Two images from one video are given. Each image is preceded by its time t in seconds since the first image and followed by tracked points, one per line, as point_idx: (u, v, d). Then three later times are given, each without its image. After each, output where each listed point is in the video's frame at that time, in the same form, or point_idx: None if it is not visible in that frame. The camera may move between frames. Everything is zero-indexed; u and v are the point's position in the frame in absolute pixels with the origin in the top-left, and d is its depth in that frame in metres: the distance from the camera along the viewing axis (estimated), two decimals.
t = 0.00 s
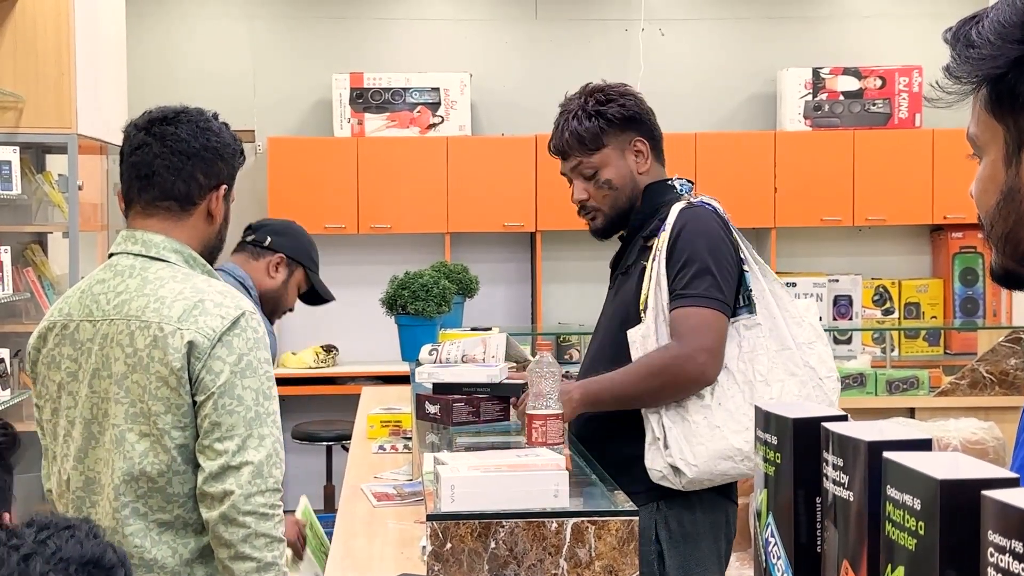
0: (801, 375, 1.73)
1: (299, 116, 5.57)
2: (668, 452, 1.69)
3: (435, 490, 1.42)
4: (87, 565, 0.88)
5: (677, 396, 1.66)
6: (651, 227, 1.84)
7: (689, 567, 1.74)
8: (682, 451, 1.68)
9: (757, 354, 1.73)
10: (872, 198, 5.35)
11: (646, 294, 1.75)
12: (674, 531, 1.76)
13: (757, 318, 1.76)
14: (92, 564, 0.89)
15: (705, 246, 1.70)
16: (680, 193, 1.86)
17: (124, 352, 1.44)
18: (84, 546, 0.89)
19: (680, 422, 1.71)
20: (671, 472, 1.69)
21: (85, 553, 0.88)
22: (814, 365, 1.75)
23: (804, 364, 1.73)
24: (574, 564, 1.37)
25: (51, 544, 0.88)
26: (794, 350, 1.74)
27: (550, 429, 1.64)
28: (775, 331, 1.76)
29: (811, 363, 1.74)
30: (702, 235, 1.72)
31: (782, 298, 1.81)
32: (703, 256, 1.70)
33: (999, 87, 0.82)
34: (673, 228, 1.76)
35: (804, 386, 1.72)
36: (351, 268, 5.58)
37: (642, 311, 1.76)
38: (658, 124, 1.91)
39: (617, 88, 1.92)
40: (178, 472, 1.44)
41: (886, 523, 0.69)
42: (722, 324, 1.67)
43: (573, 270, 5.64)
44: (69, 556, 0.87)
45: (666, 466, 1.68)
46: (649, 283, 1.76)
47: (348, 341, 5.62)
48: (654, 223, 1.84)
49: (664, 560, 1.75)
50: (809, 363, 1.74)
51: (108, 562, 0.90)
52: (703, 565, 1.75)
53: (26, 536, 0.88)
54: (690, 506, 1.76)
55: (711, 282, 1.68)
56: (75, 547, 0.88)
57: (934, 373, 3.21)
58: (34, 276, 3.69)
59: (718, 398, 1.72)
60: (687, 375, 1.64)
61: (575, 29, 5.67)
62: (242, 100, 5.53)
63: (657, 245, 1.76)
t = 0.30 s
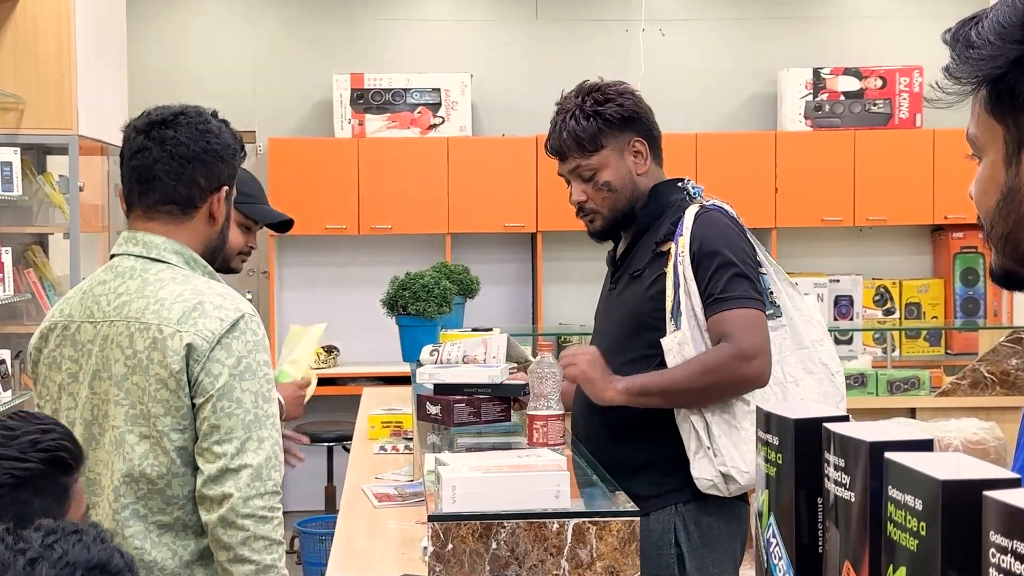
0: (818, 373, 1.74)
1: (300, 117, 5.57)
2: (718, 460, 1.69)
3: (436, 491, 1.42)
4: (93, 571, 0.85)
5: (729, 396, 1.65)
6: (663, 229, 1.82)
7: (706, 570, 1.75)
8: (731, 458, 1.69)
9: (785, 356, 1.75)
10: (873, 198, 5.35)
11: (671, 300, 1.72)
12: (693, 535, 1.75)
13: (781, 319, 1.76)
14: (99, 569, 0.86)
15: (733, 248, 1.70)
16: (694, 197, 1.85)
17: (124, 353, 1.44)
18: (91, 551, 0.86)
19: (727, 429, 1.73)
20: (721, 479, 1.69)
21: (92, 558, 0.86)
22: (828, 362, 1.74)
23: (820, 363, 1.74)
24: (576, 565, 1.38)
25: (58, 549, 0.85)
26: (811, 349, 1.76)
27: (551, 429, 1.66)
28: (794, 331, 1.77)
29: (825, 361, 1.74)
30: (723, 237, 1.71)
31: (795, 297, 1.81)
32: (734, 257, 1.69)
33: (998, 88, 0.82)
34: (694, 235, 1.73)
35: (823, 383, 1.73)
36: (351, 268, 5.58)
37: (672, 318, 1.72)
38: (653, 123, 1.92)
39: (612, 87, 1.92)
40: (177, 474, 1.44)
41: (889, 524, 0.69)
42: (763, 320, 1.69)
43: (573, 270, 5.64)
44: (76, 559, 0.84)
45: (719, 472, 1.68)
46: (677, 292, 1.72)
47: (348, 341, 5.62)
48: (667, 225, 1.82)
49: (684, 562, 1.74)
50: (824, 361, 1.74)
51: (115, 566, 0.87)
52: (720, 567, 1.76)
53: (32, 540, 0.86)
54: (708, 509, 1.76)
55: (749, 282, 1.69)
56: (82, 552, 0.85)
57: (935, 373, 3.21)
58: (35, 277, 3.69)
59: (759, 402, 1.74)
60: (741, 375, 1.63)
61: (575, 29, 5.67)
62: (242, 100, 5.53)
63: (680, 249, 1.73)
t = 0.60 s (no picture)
0: (825, 379, 1.74)
1: (301, 118, 5.57)
2: (718, 468, 1.69)
3: (437, 491, 1.42)
4: (84, 573, 0.85)
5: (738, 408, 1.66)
6: (667, 231, 1.82)
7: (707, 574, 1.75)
8: (731, 466, 1.69)
9: (792, 361, 1.75)
10: (873, 198, 5.34)
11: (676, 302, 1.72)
12: (694, 538, 1.75)
13: (786, 323, 1.77)
14: (90, 571, 0.85)
15: (740, 256, 1.70)
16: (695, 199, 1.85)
17: (120, 355, 1.44)
18: (83, 552, 0.86)
19: (728, 436, 1.71)
20: (721, 487, 1.69)
21: (83, 559, 0.85)
22: (835, 366, 1.75)
23: (828, 367, 1.74)
24: (577, 565, 1.38)
25: (49, 551, 0.85)
26: (819, 354, 1.75)
27: (551, 430, 1.67)
28: (800, 336, 1.77)
29: (834, 365, 1.74)
30: (731, 241, 1.71)
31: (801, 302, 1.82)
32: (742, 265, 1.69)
33: (999, 86, 0.82)
34: (701, 239, 1.72)
35: (831, 388, 1.73)
36: (352, 269, 5.58)
37: (676, 323, 1.72)
38: (645, 134, 1.85)
39: (612, 88, 1.88)
40: (172, 476, 1.43)
41: (889, 524, 0.69)
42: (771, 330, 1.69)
43: (574, 270, 5.64)
44: (67, 562, 0.84)
45: (717, 481, 1.68)
46: (682, 295, 1.71)
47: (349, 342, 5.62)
48: (669, 228, 1.82)
49: (684, 566, 1.75)
50: (830, 366, 1.74)
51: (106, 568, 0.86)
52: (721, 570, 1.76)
53: (24, 542, 0.86)
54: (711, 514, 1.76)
55: (756, 291, 1.69)
56: (73, 554, 0.85)
57: (935, 373, 3.22)
58: (36, 278, 3.69)
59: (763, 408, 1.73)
60: (752, 386, 1.63)
61: (575, 30, 5.67)
62: (243, 101, 5.54)
63: (685, 253, 1.72)
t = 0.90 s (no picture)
0: (826, 377, 1.72)
1: (301, 118, 5.58)
2: (712, 471, 1.70)
3: (437, 491, 1.42)
4: (59, 569, 0.83)
5: (728, 412, 1.66)
6: (660, 232, 1.83)
7: None
8: (726, 469, 1.69)
9: (789, 360, 1.75)
10: (874, 198, 5.34)
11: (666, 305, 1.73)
12: (692, 541, 1.75)
13: (782, 322, 1.76)
14: (66, 567, 0.84)
15: (726, 255, 1.69)
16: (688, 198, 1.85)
17: (119, 356, 1.44)
18: (59, 549, 0.85)
19: (723, 440, 1.71)
20: (716, 490, 1.70)
21: (59, 556, 0.84)
22: (837, 363, 1.73)
23: (829, 365, 1.73)
24: (577, 565, 1.37)
25: (25, 548, 0.84)
26: (819, 352, 1.74)
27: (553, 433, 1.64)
28: (799, 334, 1.76)
29: (835, 362, 1.73)
30: (719, 241, 1.70)
31: (802, 299, 1.80)
32: (728, 264, 1.69)
33: (999, 86, 0.82)
34: (689, 238, 1.73)
35: (831, 387, 1.71)
36: (352, 269, 5.58)
37: (667, 325, 1.73)
38: (642, 133, 1.84)
39: (613, 87, 1.88)
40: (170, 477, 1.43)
41: (889, 523, 0.69)
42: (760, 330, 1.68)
43: (574, 270, 5.64)
44: (42, 559, 0.83)
45: (711, 484, 1.69)
46: (672, 297, 1.73)
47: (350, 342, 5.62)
48: (665, 228, 1.82)
49: (682, 568, 1.75)
50: (832, 363, 1.73)
51: (82, 564, 0.85)
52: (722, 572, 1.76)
53: None
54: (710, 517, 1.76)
55: (743, 290, 1.68)
56: (48, 551, 0.84)
57: (935, 373, 3.22)
58: (36, 278, 3.69)
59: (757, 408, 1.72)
60: (739, 391, 1.63)
61: (575, 30, 5.67)
62: (242, 102, 5.54)
63: (675, 254, 1.73)
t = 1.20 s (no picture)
0: (826, 378, 1.72)
1: (301, 118, 5.58)
2: (711, 471, 1.70)
3: (437, 490, 1.42)
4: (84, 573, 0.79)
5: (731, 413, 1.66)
6: (662, 232, 1.82)
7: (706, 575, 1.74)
8: (725, 469, 1.69)
9: (788, 362, 1.75)
10: (874, 197, 5.34)
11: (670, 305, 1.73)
12: (692, 540, 1.75)
13: (781, 324, 1.76)
14: (89, 571, 0.80)
15: (731, 255, 1.69)
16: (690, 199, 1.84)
17: (117, 356, 1.44)
18: (83, 552, 0.81)
19: (722, 440, 1.71)
20: (715, 490, 1.70)
21: (83, 559, 0.80)
22: (837, 365, 1.73)
23: (829, 366, 1.72)
24: (577, 565, 1.37)
25: (48, 551, 0.79)
26: (818, 354, 1.74)
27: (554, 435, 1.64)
28: (799, 335, 1.76)
29: (834, 364, 1.72)
30: (723, 242, 1.70)
31: (802, 300, 1.80)
32: (730, 264, 1.68)
33: (998, 85, 0.82)
34: (693, 238, 1.72)
35: (831, 388, 1.71)
36: (352, 269, 5.58)
37: (668, 324, 1.74)
38: (641, 132, 1.84)
39: (614, 86, 1.88)
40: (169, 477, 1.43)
41: (887, 521, 0.69)
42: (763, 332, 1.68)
43: (574, 270, 5.64)
44: (67, 562, 0.78)
45: (709, 484, 1.69)
46: (676, 296, 1.73)
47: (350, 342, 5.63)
48: (666, 228, 1.82)
49: (683, 566, 1.75)
50: (831, 364, 1.72)
51: (107, 568, 0.81)
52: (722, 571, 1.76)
53: (21, 541, 0.79)
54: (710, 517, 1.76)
55: (746, 291, 1.68)
56: (73, 553, 0.79)
57: (935, 373, 3.21)
58: (36, 278, 3.69)
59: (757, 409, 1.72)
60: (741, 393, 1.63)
61: (575, 30, 5.67)
62: (242, 102, 5.54)
63: (677, 254, 1.73)
